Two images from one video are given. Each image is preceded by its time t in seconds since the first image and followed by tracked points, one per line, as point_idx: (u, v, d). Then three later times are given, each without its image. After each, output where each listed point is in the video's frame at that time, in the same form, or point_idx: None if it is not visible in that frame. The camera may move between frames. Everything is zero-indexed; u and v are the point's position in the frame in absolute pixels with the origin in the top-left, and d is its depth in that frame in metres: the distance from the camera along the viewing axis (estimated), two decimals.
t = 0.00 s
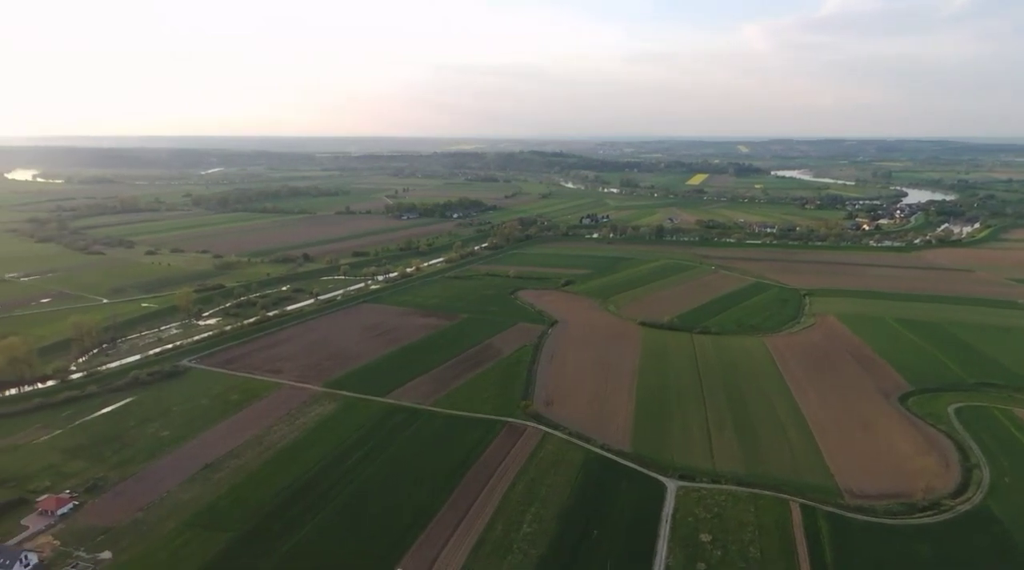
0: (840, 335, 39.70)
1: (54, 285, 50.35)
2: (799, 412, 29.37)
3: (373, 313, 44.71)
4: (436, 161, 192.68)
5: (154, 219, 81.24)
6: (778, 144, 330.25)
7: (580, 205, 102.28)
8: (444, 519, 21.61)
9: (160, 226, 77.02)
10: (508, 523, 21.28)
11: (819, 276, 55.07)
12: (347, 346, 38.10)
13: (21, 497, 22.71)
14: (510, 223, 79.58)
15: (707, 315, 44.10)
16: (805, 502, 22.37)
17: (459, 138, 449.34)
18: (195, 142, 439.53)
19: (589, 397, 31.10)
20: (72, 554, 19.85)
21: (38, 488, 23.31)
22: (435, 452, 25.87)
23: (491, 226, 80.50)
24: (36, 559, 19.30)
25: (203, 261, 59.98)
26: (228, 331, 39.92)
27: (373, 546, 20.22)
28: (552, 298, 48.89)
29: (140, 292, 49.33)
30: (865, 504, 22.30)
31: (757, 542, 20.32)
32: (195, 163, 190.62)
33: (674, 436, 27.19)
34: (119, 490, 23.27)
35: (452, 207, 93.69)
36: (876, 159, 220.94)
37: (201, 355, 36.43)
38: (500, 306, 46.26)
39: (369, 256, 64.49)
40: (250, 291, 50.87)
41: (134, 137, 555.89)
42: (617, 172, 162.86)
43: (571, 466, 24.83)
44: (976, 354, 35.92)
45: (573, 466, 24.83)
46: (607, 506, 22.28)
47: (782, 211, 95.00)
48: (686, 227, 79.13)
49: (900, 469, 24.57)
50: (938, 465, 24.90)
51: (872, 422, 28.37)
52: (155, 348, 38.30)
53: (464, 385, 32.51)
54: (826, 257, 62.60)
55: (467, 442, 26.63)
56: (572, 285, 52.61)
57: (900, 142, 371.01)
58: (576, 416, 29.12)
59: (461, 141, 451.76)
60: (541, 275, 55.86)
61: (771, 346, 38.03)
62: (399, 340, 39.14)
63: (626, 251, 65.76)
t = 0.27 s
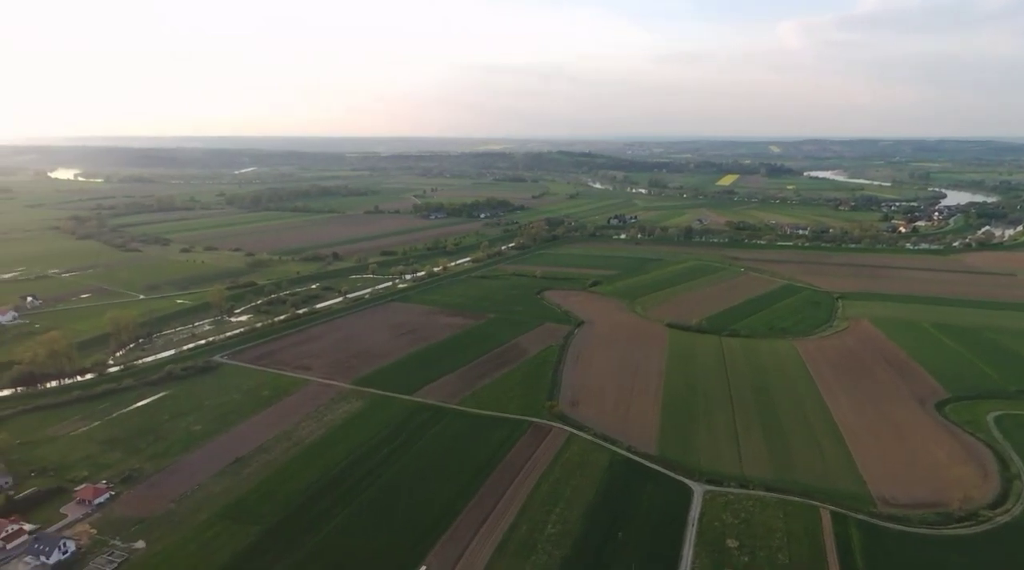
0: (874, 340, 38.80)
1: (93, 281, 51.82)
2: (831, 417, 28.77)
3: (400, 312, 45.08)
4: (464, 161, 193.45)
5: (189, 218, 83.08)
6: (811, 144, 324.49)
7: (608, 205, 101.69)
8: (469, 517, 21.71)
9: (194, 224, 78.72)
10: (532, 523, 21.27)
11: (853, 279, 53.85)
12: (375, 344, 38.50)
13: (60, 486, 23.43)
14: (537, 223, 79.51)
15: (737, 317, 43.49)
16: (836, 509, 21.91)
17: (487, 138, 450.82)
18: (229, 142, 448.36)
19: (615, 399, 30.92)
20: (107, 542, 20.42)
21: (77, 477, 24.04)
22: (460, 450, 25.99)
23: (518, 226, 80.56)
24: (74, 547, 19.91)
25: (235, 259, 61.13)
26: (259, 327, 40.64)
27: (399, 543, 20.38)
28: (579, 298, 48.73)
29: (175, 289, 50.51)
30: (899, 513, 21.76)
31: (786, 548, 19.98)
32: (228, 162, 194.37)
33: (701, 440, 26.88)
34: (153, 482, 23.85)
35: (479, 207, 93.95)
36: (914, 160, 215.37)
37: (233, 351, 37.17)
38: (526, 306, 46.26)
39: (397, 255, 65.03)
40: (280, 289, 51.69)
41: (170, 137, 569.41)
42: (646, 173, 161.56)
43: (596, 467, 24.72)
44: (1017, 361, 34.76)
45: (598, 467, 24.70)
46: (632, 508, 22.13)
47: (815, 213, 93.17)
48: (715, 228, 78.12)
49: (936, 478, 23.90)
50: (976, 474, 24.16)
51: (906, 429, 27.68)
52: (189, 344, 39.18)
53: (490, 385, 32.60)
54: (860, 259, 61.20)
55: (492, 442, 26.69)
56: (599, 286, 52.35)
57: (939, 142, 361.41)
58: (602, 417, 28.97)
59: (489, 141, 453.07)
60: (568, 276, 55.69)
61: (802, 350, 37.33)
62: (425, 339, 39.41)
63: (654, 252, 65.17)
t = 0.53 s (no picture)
0: (910, 345, 37.81)
1: (131, 277, 53.24)
2: (864, 424, 28.11)
3: (428, 311, 45.38)
4: (492, 161, 193.91)
5: (223, 216, 84.83)
6: (846, 145, 318.01)
7: (637, 206, 100.94)
8: (494, 516, 21.73)
9: (228, 223, 80.33)
10: (557, 524, 21.20)
11: (889, 282, 52.56)
12: (402, 342, 38.83)
13: (98, 476, 24.14)
14: (565, 224, 79.31)
15: (767, 320, 42.78)
16: (869, 518, 21.39)
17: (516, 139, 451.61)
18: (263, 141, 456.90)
19: (642, 401, 30.65)
20: (142, 531, 20.98)
21: (114, 467, 24.74)
22: (486, 449, 26.06)
23: (546, 226, 80.47)
24: (110, 535, 20.50)
25: (267, 257, 62.21)
26: (291, 324, 41.30)
27: (424, 540, 20.50)
28: (606, 299, 48.48)
29: (210, 286, 51.65)
30: (935, 523, 21.16)
31: (816, 556, 19.59)
32: (262, 162, 197.95)
33: (730, 444, 26.48)
34: (187, 473, 24.42)
35: (507, 207, 94.06)
36: (955, 161, 209.24)
37: (264, 347, 37.84)
38: (553, 307, 46.18)
39: (425, 254, 65.48)
40: (311, 287, 52.46)
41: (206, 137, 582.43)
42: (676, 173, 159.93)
43: (622, 469, 24.55)
44: None
45: (624, 470, 24.52)
46: (658, 511, 21.92)
47: (850, 214, 91.15)
48: (746, 230, 76.99)
49: (975, 489, 23.16)
50: (1017, 486, 23.37)
51: (945, 438, 26.90)
52: (222, 339, 39.99)
53: (516, 385, 32.62)
54: (897, 263, 59.69)
55: (518, 441, 26.69)
56: (627, 287, 51.99)
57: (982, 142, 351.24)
58: (629, 419, 28.74)
59: (518, 141, 453.61)
60: (596, 276, 55.43)
61: (835, 354, 36.56)
62: (452, 338, 39.60)
63: (683, 254, 64.49)
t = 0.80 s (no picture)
0: (948, 351, 36.77)
1: (167, 274, 54.55)
2: (900, 431, 27.40)
3: (455, 310, 45.60)
4: (521, 161, 194.05)
5: (255, 215, 86.42)
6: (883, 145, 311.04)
7: (666, 207, 100.02)
8: (519, 516, 21.73)
9: (261, 221, 81.82)
10: (582, 526, 21.11)
11: (926, 286, 51.21)
12: (430, 341, 39.08)
13: (134, 467, 24.79)
14: (593, 224, 78.97)
15: (799, 324, 42.01)
16: (903, 528, 20.86)
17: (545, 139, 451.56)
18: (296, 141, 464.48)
19: (670, 404, 30.36)
20: (176, 522, 21.51)
21: (149, 459, 25.38)
22: (511, 449, 26.08)
23: (574, 227, 80.26)
24: (145, 525, 21.04)
25: (298, 255, 63.18)
26: (320, 322, 41.88)
27: (449, 538, 20.59)
28: (634, 301, 48.14)
29: (242, 283, 52.68)
30: (973, 535, 20.53)
31: (848, 566, 19.17)
32: (294, 163, 201.12)
33: (759, 449, 26.06)
34: (218, 466, 24.95)
35: (535, 208, 93.98)
36: (998, 162, 202.82)
37: (295, 344, 38.44)
38: (581, 308, 46.01)
39: (453, 254, 65.82)
40: (340, 285, 53.12)
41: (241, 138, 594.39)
42: (706, 174, 157.99)
43: (648, 472, 24.33)
44: None
45: (651, 472, 24.31)
46: (685, 516, 21.69)
47: (887, 216, 88.96)
48: (778, 232, 75.70)
49: (1016, 500, 22.40)
50: None
51: (984, 447, 26.07)
52: (254, 336, 40.74)
53: (542, 385, 32.57)
54: (935, 266, 58.09)
55: (544, 442, 26.65)
56: (655, 288, 51.54)
57: None
58: (656, 422, 28.49)
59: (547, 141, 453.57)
60: (624, 277, 55.06)
61: (869, 359, 35.72)
62: (479, 338, 39.73)
63: (712, 255, 63.68)
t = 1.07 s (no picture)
0: (988, 357, 35.66)
1: (202, 272, 55.78)
2: (936, 439, 26.66)
3: (482, 310, 45.72)
4: (549, 161, 193.70)
5: (287, 214, 87.84)
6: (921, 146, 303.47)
7: (696, 208, 98.88)
8: (544, 517, 21.67)
9: (293, 221, 83.14)
10: (607, 529, 20.97)
11: (965, 291, 49.78)
12: (457, 340, 39.25)
13: (168, 459, 25.40)
14: (621, 225, 78.47)
15: (833, 328, 41.14)
16: (939, 539, 20.29)
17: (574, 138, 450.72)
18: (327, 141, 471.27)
19: (698, 407, 30.01)
20: (208, 514, 21.98)
21: (183, 452, 26.00)
22: (537, 450, 26.03)
23: (602, 227, 79.87)
24: (178, 517, 21.53)
25: (328, 254, 64.02)
26: (349, 320, 42.39)
27: (474, 538, 20.62)
28: (662, 302, 47.69)
29: (274, 281, 53.58)
30: (1013, 547, 19.89)
31: None
32: (325, 163, 203.92)
33: (790, 455, 25.59)
34: (249, 461, 25.43)
35: (563, 208, 93.68)
36: None
37: (324, 342, 38.97)
38: (608, 309, 45.75)
39: (481, 254, 66.00)
40: (369, 284, 53.69)
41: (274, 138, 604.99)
42: (737, 174, 155.68)
43: (675, 476, 24.08)
44: None
45: (678, 476, 24.05)
46: (713, 521, 21.40)
47: (926, 219, 86.56)
48: (812, 233, 74.24)
49: None
50: None
51: None
52: (285, 333, 41.42)
53: (568, 386, 32.47)
54: (976, 271, 56.35)
55: (569, 443, 26.52)
56: (684, 290, 50.98)
57: None
58: (684, 426, 28.17)
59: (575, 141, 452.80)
60: (652, 279, 54.60)
61: (905, 365, 34.83)
62: (505, 338, 39.76)
63: (743, 257, 62.74)
